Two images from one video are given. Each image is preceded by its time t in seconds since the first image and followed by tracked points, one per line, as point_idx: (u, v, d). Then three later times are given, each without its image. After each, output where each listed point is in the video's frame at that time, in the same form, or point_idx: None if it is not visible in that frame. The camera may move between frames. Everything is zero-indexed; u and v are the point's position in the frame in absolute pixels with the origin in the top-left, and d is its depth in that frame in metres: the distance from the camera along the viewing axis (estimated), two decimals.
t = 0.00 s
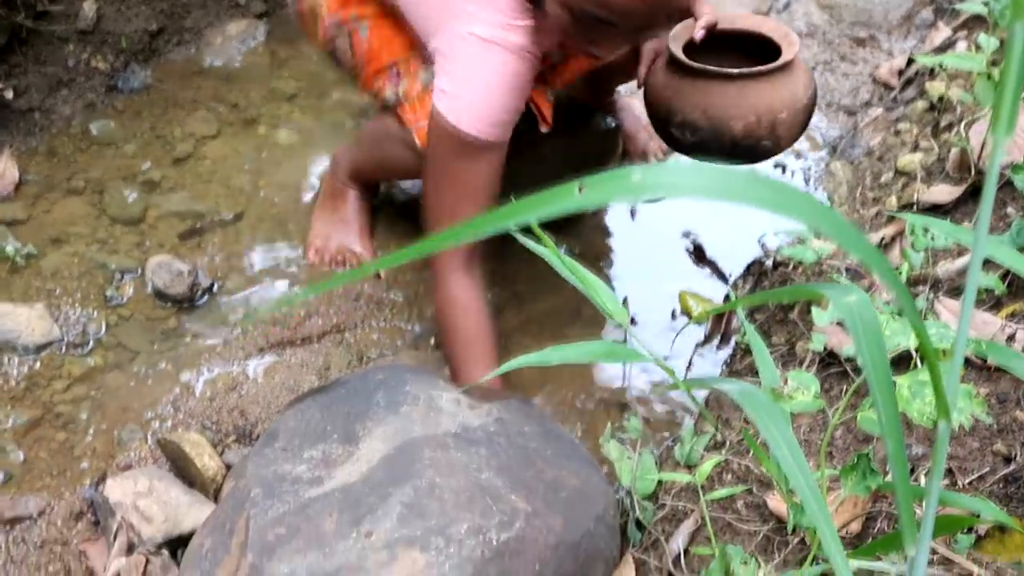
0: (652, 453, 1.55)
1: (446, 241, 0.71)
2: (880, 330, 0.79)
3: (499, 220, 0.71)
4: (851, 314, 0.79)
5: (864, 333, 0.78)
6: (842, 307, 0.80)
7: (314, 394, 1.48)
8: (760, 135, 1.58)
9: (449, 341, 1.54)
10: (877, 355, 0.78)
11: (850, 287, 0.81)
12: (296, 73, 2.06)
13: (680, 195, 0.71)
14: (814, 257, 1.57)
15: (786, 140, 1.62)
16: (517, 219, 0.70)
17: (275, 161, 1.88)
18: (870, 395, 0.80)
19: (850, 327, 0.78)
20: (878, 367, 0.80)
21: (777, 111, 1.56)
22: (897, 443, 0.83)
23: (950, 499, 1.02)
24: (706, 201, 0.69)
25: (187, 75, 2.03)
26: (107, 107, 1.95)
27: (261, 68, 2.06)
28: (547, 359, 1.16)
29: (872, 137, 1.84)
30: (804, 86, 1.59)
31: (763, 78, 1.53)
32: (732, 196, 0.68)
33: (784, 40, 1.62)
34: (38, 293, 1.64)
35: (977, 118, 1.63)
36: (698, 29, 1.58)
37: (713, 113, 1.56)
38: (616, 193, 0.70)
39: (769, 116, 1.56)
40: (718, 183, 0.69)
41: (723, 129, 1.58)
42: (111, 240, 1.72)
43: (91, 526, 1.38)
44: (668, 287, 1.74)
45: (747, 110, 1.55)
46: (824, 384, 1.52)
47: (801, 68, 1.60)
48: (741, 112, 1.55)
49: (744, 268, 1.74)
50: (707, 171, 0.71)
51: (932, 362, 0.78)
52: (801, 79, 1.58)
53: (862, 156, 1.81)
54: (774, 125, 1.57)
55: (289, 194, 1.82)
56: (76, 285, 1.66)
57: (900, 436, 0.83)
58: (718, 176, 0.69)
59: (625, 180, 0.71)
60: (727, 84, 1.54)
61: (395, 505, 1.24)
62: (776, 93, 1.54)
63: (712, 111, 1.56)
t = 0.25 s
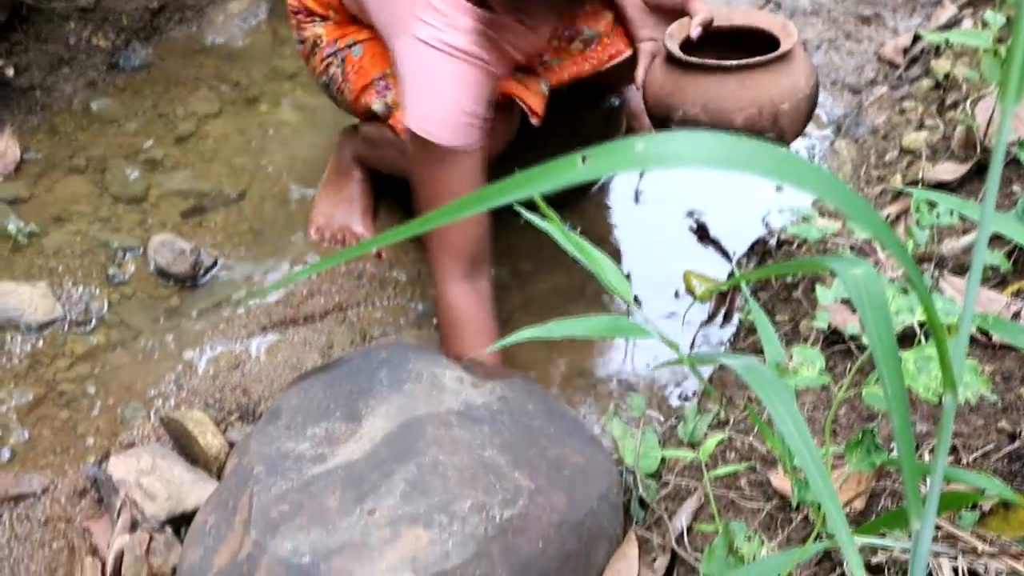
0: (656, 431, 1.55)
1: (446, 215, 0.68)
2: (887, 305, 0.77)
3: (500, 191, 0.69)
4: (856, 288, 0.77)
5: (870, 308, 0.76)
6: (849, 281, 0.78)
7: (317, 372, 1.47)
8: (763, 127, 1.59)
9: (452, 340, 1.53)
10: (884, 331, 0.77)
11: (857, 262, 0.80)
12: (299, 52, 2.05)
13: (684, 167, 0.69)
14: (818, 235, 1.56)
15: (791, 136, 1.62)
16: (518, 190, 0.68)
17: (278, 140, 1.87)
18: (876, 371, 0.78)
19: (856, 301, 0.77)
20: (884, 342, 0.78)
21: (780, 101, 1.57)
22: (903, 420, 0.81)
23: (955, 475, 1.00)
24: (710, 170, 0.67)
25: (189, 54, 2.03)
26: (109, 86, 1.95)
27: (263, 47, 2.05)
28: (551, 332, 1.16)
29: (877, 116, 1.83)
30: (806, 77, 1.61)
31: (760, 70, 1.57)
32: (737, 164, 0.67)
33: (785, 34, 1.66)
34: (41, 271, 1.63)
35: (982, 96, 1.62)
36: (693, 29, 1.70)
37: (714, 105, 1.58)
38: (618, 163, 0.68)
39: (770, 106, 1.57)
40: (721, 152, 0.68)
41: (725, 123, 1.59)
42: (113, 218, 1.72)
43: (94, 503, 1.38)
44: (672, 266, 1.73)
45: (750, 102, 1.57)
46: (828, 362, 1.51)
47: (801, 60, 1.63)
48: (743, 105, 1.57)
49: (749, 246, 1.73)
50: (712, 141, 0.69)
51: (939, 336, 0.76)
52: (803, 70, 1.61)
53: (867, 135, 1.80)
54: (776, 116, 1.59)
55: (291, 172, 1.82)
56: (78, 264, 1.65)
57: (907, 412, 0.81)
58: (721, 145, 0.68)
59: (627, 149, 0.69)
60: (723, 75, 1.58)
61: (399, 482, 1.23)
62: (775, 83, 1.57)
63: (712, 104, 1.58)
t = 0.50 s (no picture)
0: (659, 416, 1.55)
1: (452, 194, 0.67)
2: (894, 286, 0.76)
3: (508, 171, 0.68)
4: (863, 268, 0.77)
5: (876, 288, 0.76)
6: (855, 261, 0.78)
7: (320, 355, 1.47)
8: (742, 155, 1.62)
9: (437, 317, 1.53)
10: (891, 312, 0.76)
11: (865, 242, 0.79)
12: (302, 34, 2.04)
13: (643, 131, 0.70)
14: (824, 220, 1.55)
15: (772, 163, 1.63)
16: (526, 171, 0.66)
17: (281, 123, 1.87)
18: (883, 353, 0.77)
19: (863, 281, 0.76)
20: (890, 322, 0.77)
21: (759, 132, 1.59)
22: (910, 405, 0.80)
23: (960, 460, 0.99)
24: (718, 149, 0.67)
25: (192, 36, 2.02)
26: (112, 69, 1.94)
27: (266, 29, 2.04)
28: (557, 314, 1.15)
29: (882, 100, 1.82)
30: (797, 102, 1.60)
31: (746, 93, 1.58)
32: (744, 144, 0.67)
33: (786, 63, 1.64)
34: (45, 254, 1.63)
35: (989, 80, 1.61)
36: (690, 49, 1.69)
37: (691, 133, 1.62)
38: (627, 143, 0.67)
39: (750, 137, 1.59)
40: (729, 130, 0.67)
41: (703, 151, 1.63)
42: (117, 201, 1.72)
43: (98, 486, 1.38)
44: (676, 252, 1.72)
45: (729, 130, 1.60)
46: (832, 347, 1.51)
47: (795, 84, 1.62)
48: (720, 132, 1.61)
49: (753, 232, 1.73)
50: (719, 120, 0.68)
51: (947, 320, 0.75)
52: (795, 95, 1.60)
53: (872, 120, 1.79)
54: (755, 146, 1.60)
55: (294, 156, 1.81)
56: (82, 247, 1.65)
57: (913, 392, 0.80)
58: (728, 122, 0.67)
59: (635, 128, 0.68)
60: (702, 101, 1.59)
61: (402, 465, 1.23)
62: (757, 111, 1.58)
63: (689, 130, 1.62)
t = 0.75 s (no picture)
0: (667, 404, 1.54)
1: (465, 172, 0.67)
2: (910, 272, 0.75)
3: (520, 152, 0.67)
4: (877, 253, 0.76)
5: (892, 273, 0.75)
6: (869, 247, 0.77)
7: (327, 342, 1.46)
8: (745, 158, 1.60)
9: (456, 299, 1.52)
10: (907, 299, 0.74)
11: (881, 230, 0.78)
12: (310, 21, 2.04)
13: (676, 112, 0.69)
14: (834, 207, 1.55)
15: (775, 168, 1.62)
16: (540, 150, 0.66)
17: (289, 109, 1.86)
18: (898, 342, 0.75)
19: (878, 267, 0.75)
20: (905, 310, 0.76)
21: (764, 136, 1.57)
22: (925, 393, 0.78)
23: (972, 448, 0.98)
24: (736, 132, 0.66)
25: (200, 22, 2.01)
26: (120, 54, 1.94)
27: (274, 15, 2.04)
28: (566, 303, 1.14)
29: (892, 88, 1.81)
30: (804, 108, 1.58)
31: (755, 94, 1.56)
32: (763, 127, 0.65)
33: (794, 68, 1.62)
34: (53, 239, 1.63)
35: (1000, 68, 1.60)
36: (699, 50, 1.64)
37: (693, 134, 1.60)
38: (642, 124, 0.66)
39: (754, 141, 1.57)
40: (746, 112, 0.66)
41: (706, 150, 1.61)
42: (125, 187, 1.71)
43: (107, 471, 1.38)
44: (685, 240, 1.72)
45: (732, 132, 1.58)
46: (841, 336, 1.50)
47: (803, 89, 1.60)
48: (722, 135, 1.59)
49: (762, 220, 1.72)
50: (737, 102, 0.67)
51: (963, 307, 0.74)
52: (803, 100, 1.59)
53: (882, 108, 1.78)
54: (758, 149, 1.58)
55: (302, 142, 1.81)
56: (90, 232, 1.65)
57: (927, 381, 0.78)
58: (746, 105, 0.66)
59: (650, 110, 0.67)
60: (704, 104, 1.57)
61: (410, 452, 1.23)
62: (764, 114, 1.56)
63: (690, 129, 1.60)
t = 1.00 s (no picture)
0: (674, 393, 1.54)
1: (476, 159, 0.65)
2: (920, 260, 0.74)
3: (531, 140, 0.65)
4: (887, 239, 0.75)
5: (902, 260, 0.74)
6: (878, 233, 0.76)
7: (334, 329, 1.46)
8: (755, 143, 1.62)
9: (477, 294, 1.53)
10: (915, 284, 0.74)
11: (891, 216, 0.78)
12: (317, 7, 2.03)
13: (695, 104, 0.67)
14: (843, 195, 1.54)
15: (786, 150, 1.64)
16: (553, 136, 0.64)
17: (296, 97, 1.86)
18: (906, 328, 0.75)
19: (888, 253, 0.74)
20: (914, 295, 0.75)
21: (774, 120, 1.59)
22: (933, 381, 0.77)
23: (983, 436, 0.98)
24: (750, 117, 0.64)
25: (207, 9, 2.01)
26: (127, 40, 1.94)
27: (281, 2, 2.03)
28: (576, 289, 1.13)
29: (902, 76, 1.80)
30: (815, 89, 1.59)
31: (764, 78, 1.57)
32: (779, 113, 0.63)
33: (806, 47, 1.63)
34: (61, 226, 1.64)
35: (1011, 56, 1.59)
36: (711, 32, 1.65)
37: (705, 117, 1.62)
38: (655, 110, 0.64)
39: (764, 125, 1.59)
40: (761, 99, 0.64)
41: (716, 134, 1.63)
42: (133, 174, 1.72)
43: (115, 457, 1.39)
44: (692, 228, 1.72)
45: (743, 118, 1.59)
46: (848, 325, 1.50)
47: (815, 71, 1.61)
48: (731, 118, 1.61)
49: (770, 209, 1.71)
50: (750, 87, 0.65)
51: (974, 294, 0.73)
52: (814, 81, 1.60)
53: (891, 96, 1.77)
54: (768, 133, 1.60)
55: (309, 130, 1.81)
56: (98, 220, 1.65)
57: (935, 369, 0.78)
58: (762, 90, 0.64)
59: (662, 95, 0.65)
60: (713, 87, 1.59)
61: (418, 439, 1.23)
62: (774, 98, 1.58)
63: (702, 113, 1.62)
